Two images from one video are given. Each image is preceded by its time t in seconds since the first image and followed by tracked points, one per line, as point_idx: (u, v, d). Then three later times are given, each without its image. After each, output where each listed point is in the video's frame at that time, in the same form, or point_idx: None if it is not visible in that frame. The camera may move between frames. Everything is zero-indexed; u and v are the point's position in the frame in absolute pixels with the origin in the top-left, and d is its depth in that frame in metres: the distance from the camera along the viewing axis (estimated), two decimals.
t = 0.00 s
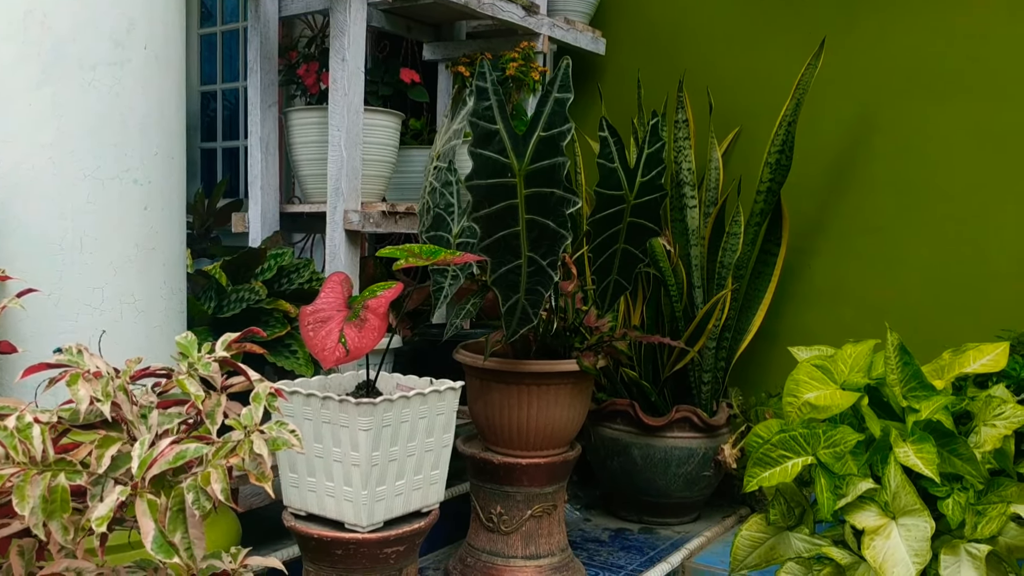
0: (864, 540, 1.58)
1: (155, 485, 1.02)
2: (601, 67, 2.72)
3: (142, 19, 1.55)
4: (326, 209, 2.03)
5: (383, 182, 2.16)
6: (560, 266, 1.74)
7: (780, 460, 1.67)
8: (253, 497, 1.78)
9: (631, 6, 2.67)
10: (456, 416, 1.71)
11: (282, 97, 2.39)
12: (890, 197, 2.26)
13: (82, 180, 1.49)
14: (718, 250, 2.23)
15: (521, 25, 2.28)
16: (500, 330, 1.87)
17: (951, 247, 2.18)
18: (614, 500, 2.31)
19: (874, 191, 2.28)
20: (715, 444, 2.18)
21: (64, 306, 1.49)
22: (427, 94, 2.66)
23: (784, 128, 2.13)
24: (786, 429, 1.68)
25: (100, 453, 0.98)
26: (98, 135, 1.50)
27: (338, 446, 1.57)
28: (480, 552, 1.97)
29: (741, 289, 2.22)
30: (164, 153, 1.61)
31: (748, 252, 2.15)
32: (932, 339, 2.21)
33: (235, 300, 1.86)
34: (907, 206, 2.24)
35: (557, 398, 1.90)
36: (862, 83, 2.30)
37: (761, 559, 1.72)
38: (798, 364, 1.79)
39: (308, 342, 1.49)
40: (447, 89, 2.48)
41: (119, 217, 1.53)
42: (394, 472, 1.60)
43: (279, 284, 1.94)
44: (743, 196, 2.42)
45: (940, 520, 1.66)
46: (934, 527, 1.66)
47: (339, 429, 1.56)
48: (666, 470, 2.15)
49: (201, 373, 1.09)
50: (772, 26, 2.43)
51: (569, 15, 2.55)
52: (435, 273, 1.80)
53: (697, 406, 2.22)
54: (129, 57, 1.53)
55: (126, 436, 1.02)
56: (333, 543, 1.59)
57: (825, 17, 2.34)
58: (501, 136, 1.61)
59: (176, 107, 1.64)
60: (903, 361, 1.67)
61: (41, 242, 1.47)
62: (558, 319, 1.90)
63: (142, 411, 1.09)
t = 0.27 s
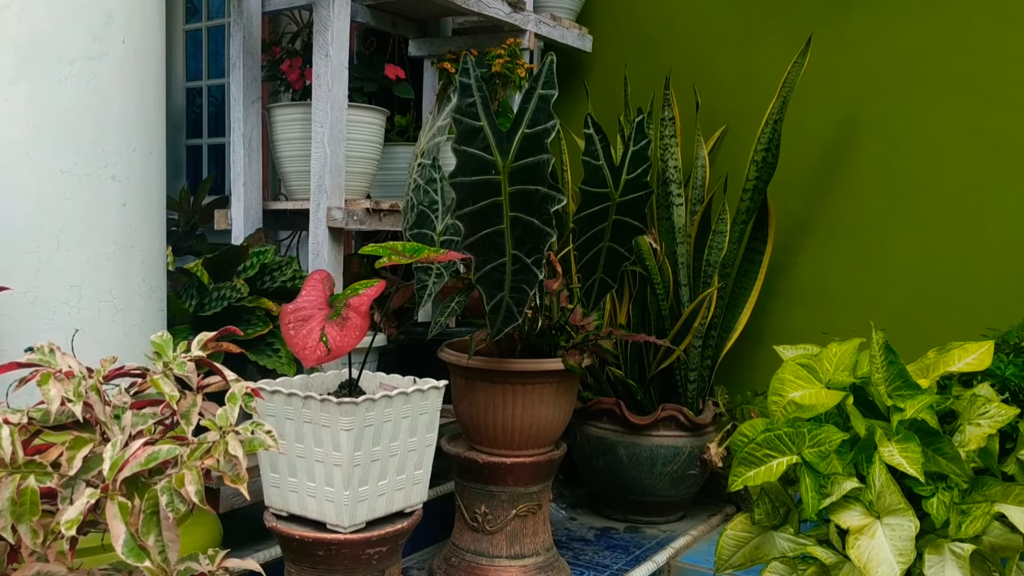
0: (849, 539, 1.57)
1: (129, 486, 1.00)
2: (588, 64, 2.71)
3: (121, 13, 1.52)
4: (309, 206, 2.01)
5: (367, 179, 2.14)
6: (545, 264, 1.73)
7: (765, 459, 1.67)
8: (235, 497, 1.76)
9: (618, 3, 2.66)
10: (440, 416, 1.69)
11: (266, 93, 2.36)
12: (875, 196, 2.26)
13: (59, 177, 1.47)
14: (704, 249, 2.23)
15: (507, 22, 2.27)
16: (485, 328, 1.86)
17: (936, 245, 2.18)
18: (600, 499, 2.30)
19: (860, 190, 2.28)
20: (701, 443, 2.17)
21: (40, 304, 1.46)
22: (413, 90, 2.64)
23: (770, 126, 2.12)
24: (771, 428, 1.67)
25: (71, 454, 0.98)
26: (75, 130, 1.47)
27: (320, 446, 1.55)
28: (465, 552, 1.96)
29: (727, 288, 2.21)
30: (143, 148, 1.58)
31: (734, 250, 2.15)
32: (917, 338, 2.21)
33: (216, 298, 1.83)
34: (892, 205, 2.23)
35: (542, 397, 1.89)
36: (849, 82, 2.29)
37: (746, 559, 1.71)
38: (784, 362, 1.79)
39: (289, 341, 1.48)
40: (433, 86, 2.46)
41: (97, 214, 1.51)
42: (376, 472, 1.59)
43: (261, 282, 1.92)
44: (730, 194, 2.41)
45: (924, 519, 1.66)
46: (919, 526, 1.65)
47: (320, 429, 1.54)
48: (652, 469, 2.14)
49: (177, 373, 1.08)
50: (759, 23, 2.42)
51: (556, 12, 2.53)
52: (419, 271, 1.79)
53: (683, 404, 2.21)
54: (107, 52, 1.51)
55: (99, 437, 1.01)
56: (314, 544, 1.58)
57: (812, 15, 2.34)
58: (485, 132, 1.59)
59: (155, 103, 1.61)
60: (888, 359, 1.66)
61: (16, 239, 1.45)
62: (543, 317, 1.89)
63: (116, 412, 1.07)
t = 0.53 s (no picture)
0: (828, 537, 1.57)
1: (98, 486, 1.02)
2: (572, 60, 2.70)
3: (96, 7, 1.50)
4: (289, 203, 2.00)
5: (349, 175, 2.13)
6: (525, 262, 1.72)
7: (745, 457, 1.67)
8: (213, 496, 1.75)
9: None
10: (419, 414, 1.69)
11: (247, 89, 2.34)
12: (857, 194, 2.26)
13: (32, 172, 1.45)
14: (687, 247, 2.22)
15: (490, 19, 2.25)
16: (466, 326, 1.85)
17: (917, 243, 2.18)
18: (583, 497, 2.30)
19: (841, 188, 2.28)
20: (683, 441, 2.17)
21: (12, 302, 1.45)
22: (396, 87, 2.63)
23: (753, 124, 2.12)
24: (751, 426, 1.67)
25: (37, 454, 0.98)
26: (49, 126, 1.46)
27: (298, 445, 1.54)
28: (446, 550, 1.95)
29: (709, 285, 2.21)
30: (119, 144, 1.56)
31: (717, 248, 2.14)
32: (898, 335, 2.21)
33: (194, 296, 1.82)
34: (874, 203, 2.24)
35: (524, 395, 1.88)
36: (831, 80, 2.30)
37: (725, 557, 1.70)
38: (765, 360, 1.78)
39: (266, 339, 1.47)
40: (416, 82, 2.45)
41: (71, 210, 1.49)
42: (354, 470, 1.58)
43: (241, 279, 1.91)
44: (713, 191, 2.41)
45: (903, 517, 1.66)
46: (898, 524, 1.66)
47: (298, 427, 1.53)
48: (634, 467, 2.14)
49: (146, 372, 1.07)
50: (742, 21, 2.42)
51: (539, 9, 2.52)
52: (400, 268, 1.79)
53: (666, 402, 2.21)
54: (82, 46, 1.49)
55: (66, 435, 1.02)
56: (292, 543, 1.56)
57: (795, 13, 2.34)
58: (465, 129, 1.58)
59: (132, 98, 1.59)
60: (868, 357, 1.66)
61: None
62: (525, 315, 1.88)
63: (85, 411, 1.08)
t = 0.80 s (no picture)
0: (809, 533, 1.57)
1: (67, 481, 1.02)
2: (557, 56, 2.69)
3: None
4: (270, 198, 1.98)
5: (331, 170, 2.11)
6: (507, 257, 1.71)
7: (726, 453, 1.66)
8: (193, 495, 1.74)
9: None
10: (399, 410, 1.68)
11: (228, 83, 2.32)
12: (839, 190, 2.26)
13: (6, 165, 1.43)
14: (670, 243, 2.22)
15: (473, 13, 2.24)
16: (448, 322, 1.84)
17: (899, 240, 2.19)
18: (566, 494, 2.29)
19: (824, 184, 2.29)
20: (666, 437, 2.16)
21: None
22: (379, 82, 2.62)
23: (736, 120, 2.12)
24: (733, 421, 1.67)
25: (4, 450, 0.98)
26: (23, 118, 1.44)
27: (276, 441, 1.53)
28: (427, 547, 1.94)
29: (693, 282, 2.21)
30: (95, 137, 1.54)
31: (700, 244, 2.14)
32: (879, 332, 2.22)
33: (173, 291, 1.81)
34: (856, 199, 2.24)
35: (506, 391, 1.87)
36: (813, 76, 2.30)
37: (707, 553, 1.70)
38: (746, 354, 1.76)
39: (244, 335, 1.45)
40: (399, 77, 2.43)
41: (45, 204, 1.47)
42: (334, 467, 1.57)
43: (221, 275, 1.91)
44: (696, 187, 2.41)
45: (884, 512, 1.66)
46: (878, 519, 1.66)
47: (276, 424, 1.52)
48: (617, 463, 2.13)
49: (117, 367, 1.07)
50: (726, 17, 2.41)
51: (523, 4, 2.51)
52: (381, 264, 1.77)
53: (649, 399, 2.20)
54: (57, 38, 1.47)
55: (34, 430, 1.01)
56: (271, 540, 1.55)
57: (778, 9, 2.34)
58: (445, 123, 1.57)
59: (108, 91, 1.58)
60: (849, 353, 1.66)
61: None
62: (507, 311, 1.87)
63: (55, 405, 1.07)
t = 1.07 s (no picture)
0: (791, 528, 1.57)
1: (40, 478, 1.03)
2: (542, 52, 2.68)
3: None
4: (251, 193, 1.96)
5: (313, 165, 2.10)
6: (490, 253, 1.70)
7: (709, 448, 1.66)
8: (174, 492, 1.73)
9: None
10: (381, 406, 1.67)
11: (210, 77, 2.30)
12: (823, 186, 2.27)
13: None
14: (654, 239, 2.22)
15: (457, 8, 2.23)
16: (430, 318, 1.83)
17: (881, 236, 2.19)
18: (550, 490, 2.29)
19: (808, 180, 2.29)
20: (650, 433, 2.16)
21: None
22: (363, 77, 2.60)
23: (719, 116, 2.12)
24: (715, 417, 1.67)
25: None
26: None
27: (256, 438, 1.52)
28: (411, 544, 1.93)
29: (677, 278, 2.21)
30: (73, 131, 1.52)
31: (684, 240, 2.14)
32: (862, 328, 2.22)
33: (153, 286, 1.79)
34: (839, 195, 2.25)
35: (490, 387, 1.87)
36: (797, 73, 2.30)
37: (690, 548, 1.70)
38: (728, 350, 1.78)
39: (223, 330, 1.44)
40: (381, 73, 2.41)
41: (21, 198, 1.46)
42: (315, 463, 1.56)
43: (202, 270, 1.89)
44: (680, 183, 2.40)
45: (865, 507, 1.67)
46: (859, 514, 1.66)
47: (257, 420, 1.51)
48: (601, 459, 2.13)
49: (90, 362, 1.07)
50: (711, 13, 2.41)
51: None
52: (362, 260, 1.75)
53: (633, 395, 2.20)
54: (33, 30, 1.45)
55: (6, 426, 1.02)
56: (251, 537, 1.54)
57: (762, 5, 2.34)
58: (427, 117, 1.57)
59: (87, 84, 1.56)
60: (832, 348, 1.66)
61: None
62: (490, 307, 1.87)
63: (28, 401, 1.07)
